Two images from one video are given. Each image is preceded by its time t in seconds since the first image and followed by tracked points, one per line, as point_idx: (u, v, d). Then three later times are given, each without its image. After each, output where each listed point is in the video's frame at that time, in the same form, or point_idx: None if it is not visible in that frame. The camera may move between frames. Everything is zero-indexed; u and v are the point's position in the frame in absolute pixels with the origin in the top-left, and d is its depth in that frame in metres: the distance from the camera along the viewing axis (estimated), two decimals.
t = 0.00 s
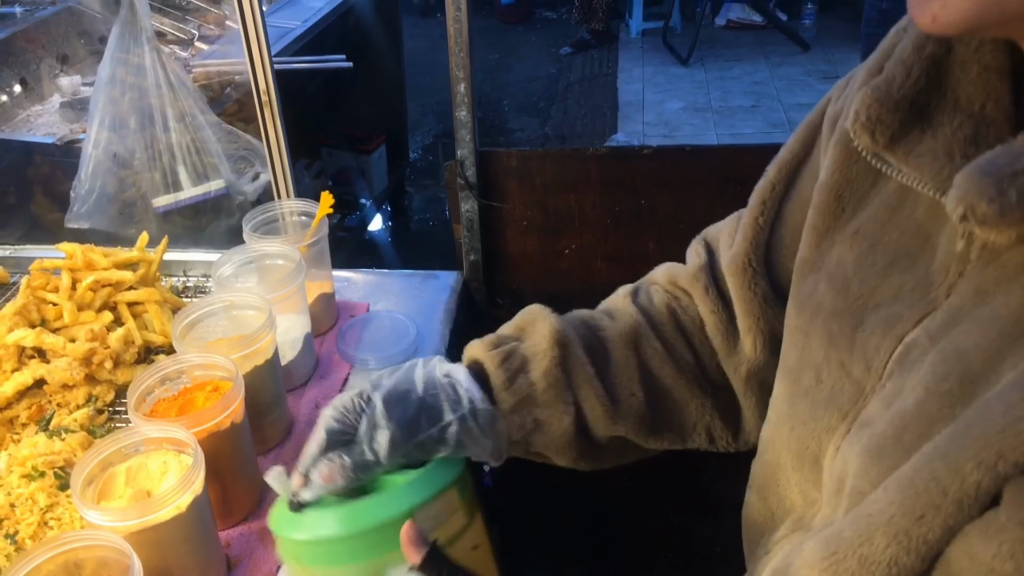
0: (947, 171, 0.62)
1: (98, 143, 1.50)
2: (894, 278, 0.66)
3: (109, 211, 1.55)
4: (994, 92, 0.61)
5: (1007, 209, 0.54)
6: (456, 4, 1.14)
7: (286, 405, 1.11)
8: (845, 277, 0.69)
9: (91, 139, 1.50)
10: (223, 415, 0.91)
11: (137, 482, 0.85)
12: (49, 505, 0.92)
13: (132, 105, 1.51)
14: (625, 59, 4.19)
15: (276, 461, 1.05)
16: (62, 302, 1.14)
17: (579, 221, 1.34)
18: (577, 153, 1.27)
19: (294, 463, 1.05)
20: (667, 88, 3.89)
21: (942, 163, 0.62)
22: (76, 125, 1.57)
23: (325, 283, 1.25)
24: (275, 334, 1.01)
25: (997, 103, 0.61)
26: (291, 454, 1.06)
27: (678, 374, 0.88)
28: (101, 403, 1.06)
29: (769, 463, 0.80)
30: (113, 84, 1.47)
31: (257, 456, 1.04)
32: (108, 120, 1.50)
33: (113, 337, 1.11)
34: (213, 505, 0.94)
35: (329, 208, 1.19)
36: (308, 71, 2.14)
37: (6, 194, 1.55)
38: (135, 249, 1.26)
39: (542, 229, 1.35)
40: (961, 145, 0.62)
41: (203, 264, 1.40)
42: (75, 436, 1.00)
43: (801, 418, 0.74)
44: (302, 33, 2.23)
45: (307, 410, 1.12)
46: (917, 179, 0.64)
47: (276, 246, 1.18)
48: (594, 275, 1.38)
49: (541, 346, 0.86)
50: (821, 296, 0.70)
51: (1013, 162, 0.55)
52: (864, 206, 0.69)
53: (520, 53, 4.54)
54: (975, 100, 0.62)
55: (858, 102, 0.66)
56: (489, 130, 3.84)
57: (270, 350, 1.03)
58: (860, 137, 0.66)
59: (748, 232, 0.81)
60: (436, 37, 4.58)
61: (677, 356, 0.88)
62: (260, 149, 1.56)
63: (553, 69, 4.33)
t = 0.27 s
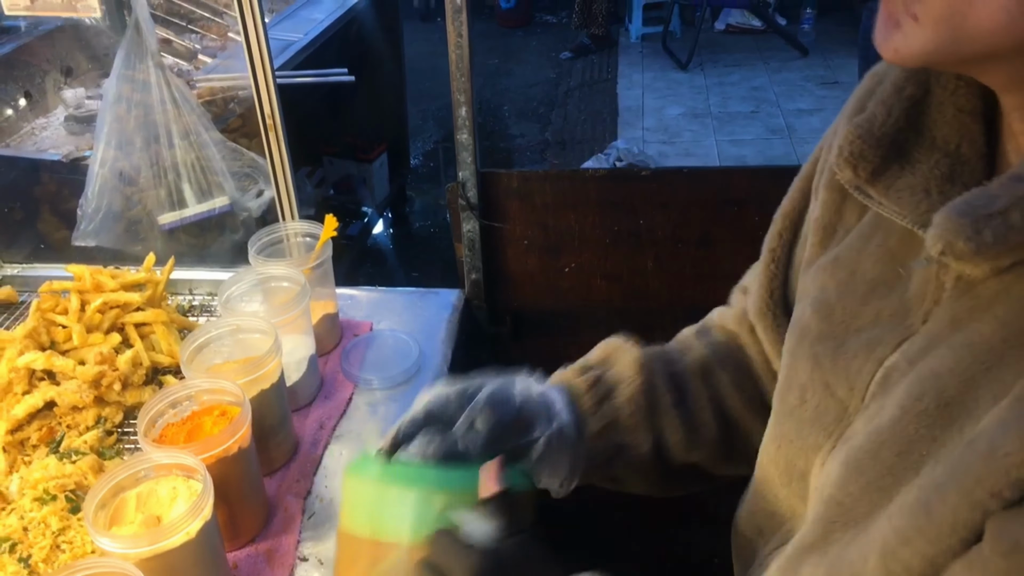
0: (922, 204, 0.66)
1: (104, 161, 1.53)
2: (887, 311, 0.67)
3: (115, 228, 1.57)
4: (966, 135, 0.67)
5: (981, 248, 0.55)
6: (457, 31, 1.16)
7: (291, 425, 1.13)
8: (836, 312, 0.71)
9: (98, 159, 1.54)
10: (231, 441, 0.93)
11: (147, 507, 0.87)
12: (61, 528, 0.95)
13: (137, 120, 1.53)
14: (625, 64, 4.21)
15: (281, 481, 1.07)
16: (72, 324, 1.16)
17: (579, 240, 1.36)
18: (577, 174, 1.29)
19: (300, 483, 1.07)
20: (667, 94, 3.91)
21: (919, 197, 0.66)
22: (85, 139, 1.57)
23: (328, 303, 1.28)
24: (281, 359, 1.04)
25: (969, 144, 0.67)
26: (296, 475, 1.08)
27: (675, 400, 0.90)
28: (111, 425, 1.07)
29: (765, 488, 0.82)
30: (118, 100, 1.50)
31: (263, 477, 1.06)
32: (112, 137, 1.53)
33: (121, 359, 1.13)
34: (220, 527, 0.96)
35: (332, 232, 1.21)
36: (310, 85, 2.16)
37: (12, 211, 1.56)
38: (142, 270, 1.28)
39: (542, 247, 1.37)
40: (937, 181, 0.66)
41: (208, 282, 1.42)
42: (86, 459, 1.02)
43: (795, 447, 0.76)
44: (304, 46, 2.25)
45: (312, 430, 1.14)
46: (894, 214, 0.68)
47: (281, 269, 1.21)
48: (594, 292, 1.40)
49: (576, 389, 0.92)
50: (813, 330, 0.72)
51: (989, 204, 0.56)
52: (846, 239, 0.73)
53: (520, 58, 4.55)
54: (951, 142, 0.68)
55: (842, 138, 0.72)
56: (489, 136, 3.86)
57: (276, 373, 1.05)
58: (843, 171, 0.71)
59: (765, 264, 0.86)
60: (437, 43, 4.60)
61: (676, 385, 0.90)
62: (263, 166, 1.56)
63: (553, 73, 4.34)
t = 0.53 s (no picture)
0: (899, 226, 0.67)
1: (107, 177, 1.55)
2: (869, 321, 0.70)
3: (118, 245, 1.60)
4: (945, 163, 0.68)
5: (953, 266, 0.59)
6: (454, 58, 1.18)
7: (291, 445, 1.15)
8: (818, 326, 0.73)
9: (102, 177, 1.55)
10: (232, 465, 0.95)
11: (151, 531, 0.90)
12: (67, 550, 0.97)
13: (139, 137, 1.55)
14: (623, 71, 4.24)
15: (282, 502, 1.10)
16: (77, 346, 1.19)
17: (575, 261, 1.38)
18: (572, 197, 1.32)
19: (299, 504, 1.09)
20: (666, 101, 3.93)
21: (897, 219, 0.68)
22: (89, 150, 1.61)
23: (328, 322, 1.30)
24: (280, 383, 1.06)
25: (945, 175, 0.68)
26: (296, 496, 1.11)
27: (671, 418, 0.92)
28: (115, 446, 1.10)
29: (748, 510, 0.85)
30: (121, 117, 1.53)
31: (263, 498, 1.09)
32: (116, 155, 1.55)
33: (125, 381, 1.16)
34: (222, 549, 0.98)
35: (332, 255, 1.25)
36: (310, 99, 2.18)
37: (16, 224, 1.61)
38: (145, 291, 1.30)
39: (539, 267, 1.39)
40: (915, 205, 0.68)
41: (210, 301, 1.44)
42: (91, 481, 1.04)
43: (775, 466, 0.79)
44: (304, 61, 2.27)
45: (311, 450, 1.16)
46: (873, 233, 0.69)
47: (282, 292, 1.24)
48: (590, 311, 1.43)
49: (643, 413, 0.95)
50: (797, 339, 0.75)
51: (962, 226, 0.59)
52: (827, 254, 0.75)
53: (519, 65, 4.57)
54: (928, 172, 0.69)
55: (829, 163, 0.73)
56: (488, 143, 3.88)
57: (276, 399, 1.08)
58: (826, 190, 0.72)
59: (768, 285, 0.87)
60: (437, 49, 4.63)
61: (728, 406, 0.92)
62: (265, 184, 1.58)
63: (552, 80, 4.37)
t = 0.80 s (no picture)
0: (872, 258, 0.69)
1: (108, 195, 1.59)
2: (843, 340, 0.72)
3: (119, 261, 1.59)
4: (914, 199, 0.70)
5: (919, 299, 0.60)
6: (450, 85, 1.21)
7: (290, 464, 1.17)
8: (799, 346, 0.76)
9: (103, 194, 1.58)
10: (232, 486, 0.98)
11: (153, 552, 0.92)
12: (71, 569, 1.00)
13: (141, 154, 1.61)
14: (621, 78, 4.26)
15: (280, 520, 1.12)
16: (79, 365, 1.21)
17: (568, 280, 1.41)
18: (565, 219, 1.35)
19: (297, 522, 1.11)
20: (662, 108, 3.96)
21: (870, 252, 0.69)
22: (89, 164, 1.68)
23: (325, 342, 1.33)
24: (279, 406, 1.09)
25: (915, 211, 0.69)
26: (294, 514, 1.13)
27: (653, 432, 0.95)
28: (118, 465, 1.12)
29: (732, 534, 0.87)
30: (123, 134, 1.57)
31: (262, 516, 1.11)
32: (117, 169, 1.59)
33: (127, 401, 1.19)
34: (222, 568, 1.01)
35: (331, 276, 1.28)
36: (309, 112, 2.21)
37: (17, 239, 1.57)
38: (146, 310, 1.33)
39: (533, 286, 1.42)
40: (886, 239, 0.69)
41: (210, 318, 1.47)
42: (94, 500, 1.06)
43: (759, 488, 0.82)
44: (303, 73, 2.30)
45: (309, 468, 1.19)
46: (846, 264, 0.71)
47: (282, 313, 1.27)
48: (583, 328, 1.45)
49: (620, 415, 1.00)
50: (778, 358, 0.78)
51: (927, 264, 0.61)
52: (808, 279, 0.78)
53: (518, 71, 4.60)
54: (897, 207, 0.70)
55: (810, 196, 0.74)
56: (486, 150, 3.91)
57: (275, 421, 1.10)
58: (803, 223, 0.74)
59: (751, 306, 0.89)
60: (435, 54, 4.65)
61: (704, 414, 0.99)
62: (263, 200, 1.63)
63: (550, 87, 4.39)
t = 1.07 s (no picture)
0: (836, 301, 0.72)
1: (112, 214, 1.65)
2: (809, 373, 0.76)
3: (122, 279, 1.63)
4: (875, 248, 0.73)
5: (869, 346, 0.64)
6: (442, 114, 1.25)
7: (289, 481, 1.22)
8: (770, 377, 0.80)
9: (108, 215, 1.65)
10: (233, 508, 1.02)
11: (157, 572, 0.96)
12: None
13: (143, 172, 1.66)
14: (617, 85, 4.31)
15: (279, 536, 1.16)
16: (84, 387, 1.26)
17: (559, 300, 1.45)
18: (556, 242, 1.38)
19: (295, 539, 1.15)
20: (658, 115, 3.99)
21: (833, 295, 0.73)
22: (93, 178, 1.73)
23: (325, 360, 1.36)
24: (278, 428, 1.12)
25: (875, 258, 0.73)
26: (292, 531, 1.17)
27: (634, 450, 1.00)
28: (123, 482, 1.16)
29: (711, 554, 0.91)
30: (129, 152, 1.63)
31: (262, 533, 1.15)
32: (119, 187, 1.64)
33: (131, 422, 1.23)
34: None
35: (327, 299, 1.32)
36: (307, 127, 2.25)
37: (22, 255, 1.60)
38: (149, 331, 1.38)
39: (525, 305, 1.46)
40: (848, 283, 0.72)
41: (211, 336, 1.50)
42: (99, 519, 1.10)
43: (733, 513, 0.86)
44: (302, 87, 2.35)
45: (307, 485, 1.23)
46: (812, 305, 0.74)
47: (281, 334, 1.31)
48: (573, 345, 1.50)
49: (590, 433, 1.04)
50: (749, 386, 0.82)
51: (877, 313, 0.65)
52: (778, 313, 0.82)
53: (515, 77, 4.64)
54: (860, 254, 0.73)
55: (778, 242, 0.77)
56: (484, 157, 3.95)
57: (275, 443, 1.14)
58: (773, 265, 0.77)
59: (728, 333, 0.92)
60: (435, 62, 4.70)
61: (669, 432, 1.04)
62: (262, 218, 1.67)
63: (547, 93, 4.43)
